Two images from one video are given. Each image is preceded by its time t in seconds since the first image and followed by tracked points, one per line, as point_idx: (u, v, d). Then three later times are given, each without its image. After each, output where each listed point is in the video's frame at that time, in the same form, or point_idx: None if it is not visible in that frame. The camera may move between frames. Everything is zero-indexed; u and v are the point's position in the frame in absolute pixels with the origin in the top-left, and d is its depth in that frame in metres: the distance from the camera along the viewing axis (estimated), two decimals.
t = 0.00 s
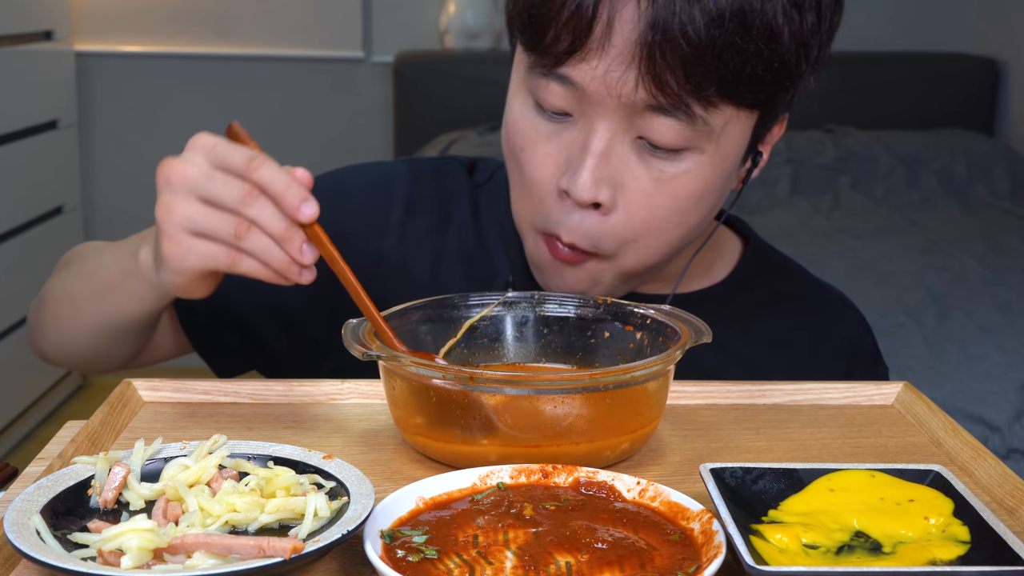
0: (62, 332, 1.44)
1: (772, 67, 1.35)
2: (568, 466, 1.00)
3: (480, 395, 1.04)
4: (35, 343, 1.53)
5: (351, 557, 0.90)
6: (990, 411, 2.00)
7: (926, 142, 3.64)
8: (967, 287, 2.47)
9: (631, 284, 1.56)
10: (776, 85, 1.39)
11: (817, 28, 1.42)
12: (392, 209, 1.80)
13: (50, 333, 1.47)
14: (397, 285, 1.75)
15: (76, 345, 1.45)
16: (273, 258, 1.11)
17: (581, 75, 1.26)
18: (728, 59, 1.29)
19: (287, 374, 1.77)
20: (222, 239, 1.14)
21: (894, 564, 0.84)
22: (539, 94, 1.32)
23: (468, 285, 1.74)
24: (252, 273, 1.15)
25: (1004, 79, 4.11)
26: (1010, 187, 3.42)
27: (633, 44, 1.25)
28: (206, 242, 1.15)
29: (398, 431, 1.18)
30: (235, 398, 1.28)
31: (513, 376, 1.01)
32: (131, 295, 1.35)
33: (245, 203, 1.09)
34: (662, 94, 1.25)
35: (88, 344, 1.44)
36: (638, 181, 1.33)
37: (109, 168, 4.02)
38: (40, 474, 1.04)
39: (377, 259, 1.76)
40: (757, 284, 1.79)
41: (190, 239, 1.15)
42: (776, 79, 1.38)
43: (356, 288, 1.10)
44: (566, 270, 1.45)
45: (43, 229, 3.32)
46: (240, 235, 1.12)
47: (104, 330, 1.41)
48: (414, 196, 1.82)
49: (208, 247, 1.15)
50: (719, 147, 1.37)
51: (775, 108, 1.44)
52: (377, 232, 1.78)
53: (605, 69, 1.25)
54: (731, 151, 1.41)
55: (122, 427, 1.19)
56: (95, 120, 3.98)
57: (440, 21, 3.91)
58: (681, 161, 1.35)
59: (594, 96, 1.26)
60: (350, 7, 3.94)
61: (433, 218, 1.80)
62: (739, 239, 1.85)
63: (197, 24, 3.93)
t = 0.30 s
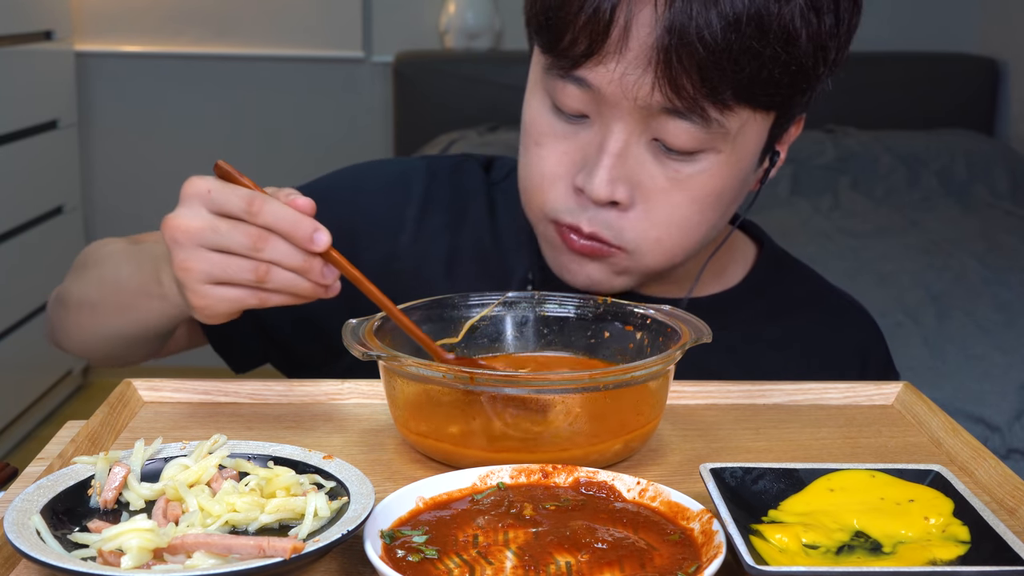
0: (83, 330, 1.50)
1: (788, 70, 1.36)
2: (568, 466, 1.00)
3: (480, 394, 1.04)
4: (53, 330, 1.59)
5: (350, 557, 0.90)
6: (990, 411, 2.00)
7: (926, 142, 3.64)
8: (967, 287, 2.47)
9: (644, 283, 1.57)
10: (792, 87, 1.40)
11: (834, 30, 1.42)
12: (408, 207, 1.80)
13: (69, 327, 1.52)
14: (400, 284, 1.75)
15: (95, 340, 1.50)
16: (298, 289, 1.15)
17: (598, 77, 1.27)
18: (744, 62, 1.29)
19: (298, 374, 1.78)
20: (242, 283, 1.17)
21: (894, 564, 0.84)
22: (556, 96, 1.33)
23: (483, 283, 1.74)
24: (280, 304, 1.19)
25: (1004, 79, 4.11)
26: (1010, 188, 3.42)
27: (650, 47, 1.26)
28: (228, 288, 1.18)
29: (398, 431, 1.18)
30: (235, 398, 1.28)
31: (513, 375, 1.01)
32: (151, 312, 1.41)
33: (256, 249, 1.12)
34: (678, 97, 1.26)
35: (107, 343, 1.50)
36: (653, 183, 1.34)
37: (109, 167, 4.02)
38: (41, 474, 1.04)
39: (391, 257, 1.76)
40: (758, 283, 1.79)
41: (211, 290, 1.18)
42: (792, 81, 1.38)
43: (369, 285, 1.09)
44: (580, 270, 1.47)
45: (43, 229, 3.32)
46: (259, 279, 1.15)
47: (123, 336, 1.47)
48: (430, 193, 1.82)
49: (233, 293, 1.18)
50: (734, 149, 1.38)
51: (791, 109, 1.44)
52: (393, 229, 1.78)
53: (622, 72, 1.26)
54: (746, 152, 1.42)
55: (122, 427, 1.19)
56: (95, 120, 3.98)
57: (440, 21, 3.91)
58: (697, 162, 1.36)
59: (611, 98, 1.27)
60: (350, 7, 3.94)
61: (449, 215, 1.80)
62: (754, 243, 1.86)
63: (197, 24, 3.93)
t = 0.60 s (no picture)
0: (88, 317, 1.51)
1: (800, 67, 1.36)
2: (568, 466, 1.00)
3: (481, 395, 1.04)
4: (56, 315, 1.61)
5: (350, 557, 0.90)
6: (991, 411, 2.00)
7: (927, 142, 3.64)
8: (967, 287, 2.47)
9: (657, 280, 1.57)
10: (804, 85, 1.39)
11: (844, 29, 1.41)
12: (418, 203, 1.80)
13: (75, 314, 1.54)
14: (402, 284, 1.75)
15: (101, 328, 1.51)
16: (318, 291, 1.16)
17: (611, 76, 1.28)
18: (756, 61, 1.29)
19: (307, 371, 1.78)
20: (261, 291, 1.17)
21: (893, 564, 0.84)
22: (568, 95, 1.33)
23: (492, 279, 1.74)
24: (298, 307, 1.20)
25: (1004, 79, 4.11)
26: (1010, 188, 3.42)
27: (662, 46, 1.27)
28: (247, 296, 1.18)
29: (398, 431, 1.18)
30: (235, 398, 1.28)
31: (513, 375, 1.01)
32: (159, 304, 1.40)
33: (278, 257, 1.12)
34: (690, 95, 1.27)
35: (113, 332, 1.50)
36: (666, 181, 1.34)
37: (110, 167, 4.02)
38: (40, 474, 1.04)
39: (401, 252, 1.76)
40: (761, 282, 1.78)
41: (229, 299, 1.17)
42: (804, 79, 1.38)
43: (387, 283, 1.11)
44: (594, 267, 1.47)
45: (43, 228, 3.32)
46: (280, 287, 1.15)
47: (131, 325, 1.47)
48: (440, 189, 1.82)
49: (251, 301, 1.17)
50: (747, 146, 1.38)
51: (802, 106, 1.44)
52: (402, 225, 1.78)
53: (635, 71, 1.26)
54: (758, 150, 1.42)
55: (122, 427, 1.19)
56: (95, 120, 3.98)
57: (440, 21, 3.91)
58: (710, 159, 1.36)
59: (623, 97, 1.27)
60: (350, 7, 3.95)
61: (458, 212, 1.79)
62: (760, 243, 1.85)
63: (197, 24, 3.93)
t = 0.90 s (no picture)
0: (101, 322, 1.52)
1: (803, 57, 1.37)
2: (568, 466, 1.00)
3: (480, 395, 1.04)
4: (67, 316, 1.61)
5: (350, 557, 0.90)
6: (991, 412, 2.00)
7: (927, 141, 3.64)
8: (967, 287, 2.47)
9: (662, 279, 1.56)
10: (806, 76, 1.41)
11: (845, 22, 1.43)
12: (422, 200, 1.80)
13: (87, 318, 1.54)
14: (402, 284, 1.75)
15: (115, 332, 1.52)
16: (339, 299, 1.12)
17: (618, 68, 1.28)
18: (761, 50, 1.31)
19: (311, 368, 1.79)
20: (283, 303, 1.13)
21: (893, 564, 0.84)
22: (575, 89, 1.33)
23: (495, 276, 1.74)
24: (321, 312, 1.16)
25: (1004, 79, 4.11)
26: (1011, 188, 3.42)
27: (669, 37, 1.28)
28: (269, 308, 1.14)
29: (398, 431, 1.18)
30: (235, 398, 1.28)
31: (513, 375, 1.01)
32: (177, 310, 1.41)
33: (295, 272, 1.08)
34: (697, 85, 1.27)
35: (128, 336, 1.51)
36: (673, 173, 1.34)
37: (110, 167, 4.02)
38: (40, 474, 1.04)
39: (405, 250, 1.76)
40: (762, 280, 1.78)
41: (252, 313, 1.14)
42: (806, 70, 1.40)
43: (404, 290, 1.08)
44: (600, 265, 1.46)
45: (43, 229, 3.32)
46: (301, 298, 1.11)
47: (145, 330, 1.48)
48: (444, 187, 1.82)
49: (275, 312, 1.14)
50: (752, 138, 1.39)
51: (804, 99, 1.45)
52: (406, 222, 1.78)
53: (642, 61, 1.27)
54: (763, 142, 1.42)
55: (122, 427, 1.19)
56: (95, 120, 3.98)
57: (440, 21, 3.91)
58: (715, 151, 1.36)
59: (631, 88, 1.28)
60: (350, 7, 3.95)
61: (462, 209, 1.79)
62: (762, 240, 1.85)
63: (197, 24, 3.93)
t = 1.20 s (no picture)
0: (111, 335, 1.51)
1: (805, 42, 1.38)
2: (568, 467, 1.00)
3: (481, 395, 1.04)
4: (73, 330, 1.61)
5: (350, 557, 0.90)
6: (991, 412, 2.00)
7: (927, 141, 3.64)
8: (967, 287, 2.47)
9: (672, 273, 1.56)
10: (808, 61, 1.41)
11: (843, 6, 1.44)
12: (426, 199, 1.79)
13: (95, 330, 1.54)
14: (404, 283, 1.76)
15: (125, 345, 1.52)
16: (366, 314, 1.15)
17: (622, 62, 1.28)
18: (764, 36, 1.31)
19: (311, 369, 1.78)
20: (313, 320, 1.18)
21: (893, 564, 0.84)
22: (579, 86, 1.33)
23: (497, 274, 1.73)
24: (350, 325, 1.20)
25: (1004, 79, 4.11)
26: (1010, 187, 3.42)
27: (672, 28, 1.28)
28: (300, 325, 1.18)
29: (398, 431, 1.18)
30: (235, 398, 1.28)
31: (513, 375, 1.00)
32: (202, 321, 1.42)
33: (320, 293, 1.12)
34: (702, 74, 1.28)
35: (141, 349, 1.51)
36: (681, 164, 1.34)
37: (110, 167, 4.02)
38: (41, 474, 1.04)
39: (410, 250, 1.77)
40: (764, 279, 1.77)
41: (284, 330, 1.19)
42: (808, 55, 1.40)
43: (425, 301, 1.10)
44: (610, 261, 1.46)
45: (43, 229, 3.32)
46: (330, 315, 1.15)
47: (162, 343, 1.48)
48: (448, 185, 1.81)
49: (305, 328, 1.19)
50: (757, 126, 1.39)
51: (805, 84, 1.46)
52: (410, 224, 1.78)
53: (647, 53, 1.27)
54: (768, 129, 1.42)
55: (123, 427, 1.19)
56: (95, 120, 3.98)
57: (440, 21, 3.91)
58: (722, 140, 1.36)
59: (636, 81, 1.28)
60: (350, 7, 3.95)
61: (465, 208, 1.79)
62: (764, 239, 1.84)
63: (197, 24, 3.93)
